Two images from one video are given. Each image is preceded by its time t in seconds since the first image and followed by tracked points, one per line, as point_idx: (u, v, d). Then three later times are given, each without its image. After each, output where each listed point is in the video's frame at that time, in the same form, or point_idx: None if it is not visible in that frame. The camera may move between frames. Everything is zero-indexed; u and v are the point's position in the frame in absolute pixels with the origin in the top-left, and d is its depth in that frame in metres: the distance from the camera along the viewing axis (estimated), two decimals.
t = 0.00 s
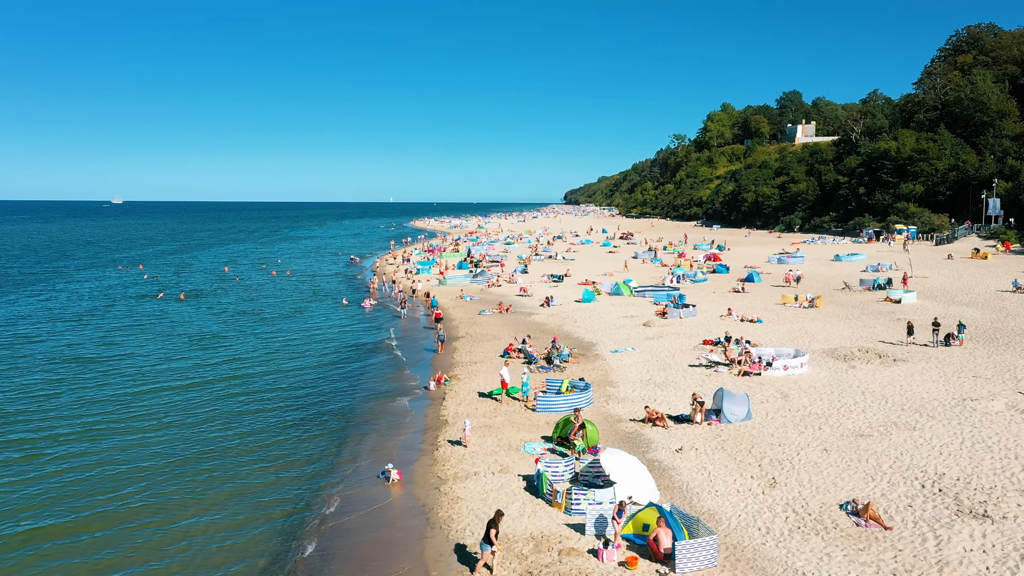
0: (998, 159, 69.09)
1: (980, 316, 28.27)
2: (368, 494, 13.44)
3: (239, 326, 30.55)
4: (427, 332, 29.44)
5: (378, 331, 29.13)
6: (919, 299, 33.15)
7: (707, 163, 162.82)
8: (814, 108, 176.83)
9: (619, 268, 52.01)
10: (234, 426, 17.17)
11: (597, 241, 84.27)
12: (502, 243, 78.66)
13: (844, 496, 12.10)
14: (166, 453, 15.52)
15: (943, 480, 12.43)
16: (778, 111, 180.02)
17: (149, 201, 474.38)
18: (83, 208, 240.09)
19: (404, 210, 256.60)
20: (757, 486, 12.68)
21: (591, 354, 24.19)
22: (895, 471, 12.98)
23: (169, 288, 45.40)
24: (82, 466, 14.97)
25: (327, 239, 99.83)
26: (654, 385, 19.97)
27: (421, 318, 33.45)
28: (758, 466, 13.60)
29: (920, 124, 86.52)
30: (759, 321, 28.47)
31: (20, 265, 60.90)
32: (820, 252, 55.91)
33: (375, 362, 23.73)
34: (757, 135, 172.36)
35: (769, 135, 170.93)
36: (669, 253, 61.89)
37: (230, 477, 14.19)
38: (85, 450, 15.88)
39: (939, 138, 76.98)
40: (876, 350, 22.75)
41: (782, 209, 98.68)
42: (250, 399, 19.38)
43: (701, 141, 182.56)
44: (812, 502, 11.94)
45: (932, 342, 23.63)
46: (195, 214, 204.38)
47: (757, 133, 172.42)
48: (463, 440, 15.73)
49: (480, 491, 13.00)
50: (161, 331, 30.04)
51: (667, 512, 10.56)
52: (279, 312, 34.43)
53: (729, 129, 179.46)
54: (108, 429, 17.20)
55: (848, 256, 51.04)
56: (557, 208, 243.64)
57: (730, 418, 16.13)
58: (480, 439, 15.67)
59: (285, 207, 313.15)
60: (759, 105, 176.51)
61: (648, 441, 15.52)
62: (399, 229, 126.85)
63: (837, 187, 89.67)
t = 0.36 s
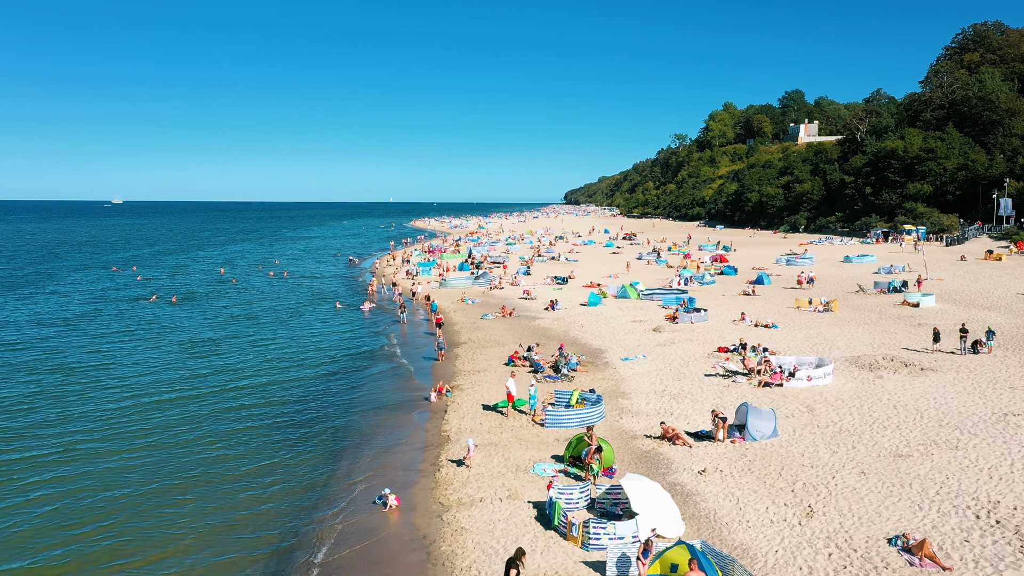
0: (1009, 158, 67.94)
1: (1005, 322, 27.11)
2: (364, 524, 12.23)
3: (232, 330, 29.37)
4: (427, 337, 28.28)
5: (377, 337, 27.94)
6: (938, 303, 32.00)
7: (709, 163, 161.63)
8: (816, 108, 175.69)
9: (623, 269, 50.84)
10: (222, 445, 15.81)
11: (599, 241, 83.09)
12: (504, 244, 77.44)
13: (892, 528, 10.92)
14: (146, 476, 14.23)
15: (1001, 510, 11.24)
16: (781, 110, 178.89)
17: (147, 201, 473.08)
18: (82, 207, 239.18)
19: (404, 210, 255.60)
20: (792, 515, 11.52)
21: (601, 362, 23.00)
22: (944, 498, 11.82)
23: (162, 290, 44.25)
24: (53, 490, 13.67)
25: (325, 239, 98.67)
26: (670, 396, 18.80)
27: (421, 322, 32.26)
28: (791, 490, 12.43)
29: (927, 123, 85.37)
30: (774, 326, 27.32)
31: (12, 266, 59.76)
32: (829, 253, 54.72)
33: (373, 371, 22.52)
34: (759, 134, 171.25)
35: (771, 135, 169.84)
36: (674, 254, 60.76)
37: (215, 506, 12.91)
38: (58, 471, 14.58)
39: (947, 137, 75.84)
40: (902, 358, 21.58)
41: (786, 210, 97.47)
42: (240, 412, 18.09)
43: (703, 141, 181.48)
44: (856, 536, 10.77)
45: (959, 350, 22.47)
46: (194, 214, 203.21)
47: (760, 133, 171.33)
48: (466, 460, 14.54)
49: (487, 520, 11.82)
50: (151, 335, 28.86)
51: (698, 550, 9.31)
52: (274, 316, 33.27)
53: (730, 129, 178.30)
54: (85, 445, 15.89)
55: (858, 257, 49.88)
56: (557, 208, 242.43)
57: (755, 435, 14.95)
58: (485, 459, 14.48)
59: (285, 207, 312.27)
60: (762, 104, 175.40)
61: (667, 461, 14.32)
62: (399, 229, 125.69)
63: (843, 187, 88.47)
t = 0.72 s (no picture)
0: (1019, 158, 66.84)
1: None
2: (360, 560, 11.01)
3: (224, 337, 28.27)
4: (428, 344, 27.13)
5: (374, 344, 26.76)
6: (958, 307, 30.80)
7: (711, 163, 160.36)
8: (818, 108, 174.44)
9: (628, 272, 49.68)
10: (207, 470, 14.48)
11: (602, 242, 81.96)
12: (505, 245, 76.28)
13: (951, 569, 9.76)
14: (122, 506, 12.92)
15: None
16: (783, 110, 177.69)
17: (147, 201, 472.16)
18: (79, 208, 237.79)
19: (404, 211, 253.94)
20: (836, 552, 10.36)
21: (611, 372, 21.84)
22: (1005, 532, 10.63)
23: (155, 293, 43.12)
24: (18, 525, 12.34)
25: (324, 240, 97.48)
26: (687, 410, 17.62)
27: (421, 327, 31.10)
28: (830, 522, 11.28)
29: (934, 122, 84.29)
30: (790, 332, 26.15)
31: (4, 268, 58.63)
32: (838, 254, 53.55)
33: (370, 381, 21.33)
34: (762, 134, 170.00)
35: (773, 135, 168.61)
36: (679, 255, 59.59)
37: (198, 542, 11.65)
38: (26, 501, 13.26)
39: (955, 137, 74.71)
40: (930, 368, 20.39)
41: (791, 210, 96.24)
42: (229, 430, 16.83)
43: (704, 141, 180.26)
44: None
45: (990, 359, 21.29)
46: (189, 215, 202.09)
47: (762, 133, 170.09)
48: (470, 484, 13.38)
49: (495, 556, 10.65)
50: (139, 342, 27.73)
51: None
52: (268, 321, 32.10)
53: (732, 129, 177.04)
54: (57, 469, 14.59)
55: (869, 260, 48.66)
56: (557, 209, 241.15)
57: (784, 456, 13.79)
58: (491, 483, 13.32)
59: (283, 207, 310.59)
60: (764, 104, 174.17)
61: (690, 485, 13.15)
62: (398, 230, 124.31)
63: (848, 187, 87.28)
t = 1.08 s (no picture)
0: None
1: None
2: None
3: (215, 344, 27.11)
4: (428, 350, 25.99)
5: (372, 351, 25.60)
6: (978, 312, 29.64)
7: (713, 164, 159.19)
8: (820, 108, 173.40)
9: (632, 274, 48.51)
10: (190, 500, 13.20)
11: (604, 243, 80.74)
12: (506, 247, 75.12)
13: None
14: (93, 546, 11.65)
15: None
16: (784, 111, 176.66)
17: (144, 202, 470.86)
18: (76, 210, 236.25)
19: (403, 213, 252.66)
20: None
21: (622, 382, 20.68)
22: None
23: (147, 296, 41.96)
24: None
25: (322, 241, 96.30)
26: (707, 425, 16.43)
27: (420, 332, 29.91)
28: (878, 560, 10.11)
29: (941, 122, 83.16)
30: (808, 339, 24.98)
31: None
32: (847, 256, 52.41)
33: (368, 392, 20.14)
34: (763, 135, 168.91)
35: (775, 135, 167.58)
36: (683, 257, 58.46)
37: None
38: None
39: (963, 136, 73.62)
40: (961, 378, 19.23)
41: (795, 211, 95.10)
42: (217, 450, 15.61)
43: (705, 141, 179.12)
44: None
45: None
46: (186, 215, 200.89)
47: (763, 133, 169.05)
48: (473, 513, 12.16)
49: None
50: (127, 350, 26.55)
51: None
52: (262, 327, 30.91)
53: (733, 129, 175.97)
54: (28, 498, 13.39)
55: (880, 261, 47.50)
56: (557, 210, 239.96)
57: (819, 480, 12.63)
58: (498, 511, 12.15)
59: (283, 209, 309.92)
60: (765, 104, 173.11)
61: (718, 513, 11.98)
62: (398, 231, 122.95)
63: (854, 187, 86.10)
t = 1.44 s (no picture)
0: None
1: None
2: None
3: (207, 353, 25.96)
4: (429, 357, 24.83)
5: (371, 359, 24.42)
6: (1000, 317, 28.52)
7: (714, 165, 158.11)
8: (822, 108, 172.56)
9: (638, 276, 47.36)
10: (171, 535, 11.98)
11: (606, 245, 79.59)
12: (507, 248, 73.94)
13: None
14: None
15: None
16: (786, 111, 175.53)
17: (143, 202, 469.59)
18: (73, 212, 234.94)
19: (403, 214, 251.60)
20: None
21: (635, 393, 19.51)
22: None
23: (140, 300, 40.88)
24: None
25: (321, 243, 95.25)
26: (728, 442, 15.31)
27: (420, 338, 28.80)
28: None
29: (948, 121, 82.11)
30: (827, 346, 23.86)
31: None
32: (856, 258, 51.32)
33: (367, 405, 18.94)
34: (765, 135, 167.86)
35: (777, 135, 166.51)
36: (689, 259, 57.35)
37: None
38: None
39: (971, 135, 72.58)
40: (996, 389, 18.09)
41: (799, 211, 93.99)
42: (203, 474, 14.38)
43: (707, 141, 177.98)
44: None
45: None
46: (185, 215, 199.70)
47: (765, 134, 167.99)
48: (480, 546, 11.02)
49: None
50: (115, 358, 25.46)
51: None
52: (256, 333, 29.81)
53: (735, 129, 174.87)
54: None
55: (891, 263, 46.34)
56: (557, 211, 238.78)
57: (861, 507, 11.50)
58: (508, 544, 11.00)
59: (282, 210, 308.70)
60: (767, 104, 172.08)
61: (752, 546, 10.81)
62: (396, 232, 121.75)
63: (859, 187, 85.05)
